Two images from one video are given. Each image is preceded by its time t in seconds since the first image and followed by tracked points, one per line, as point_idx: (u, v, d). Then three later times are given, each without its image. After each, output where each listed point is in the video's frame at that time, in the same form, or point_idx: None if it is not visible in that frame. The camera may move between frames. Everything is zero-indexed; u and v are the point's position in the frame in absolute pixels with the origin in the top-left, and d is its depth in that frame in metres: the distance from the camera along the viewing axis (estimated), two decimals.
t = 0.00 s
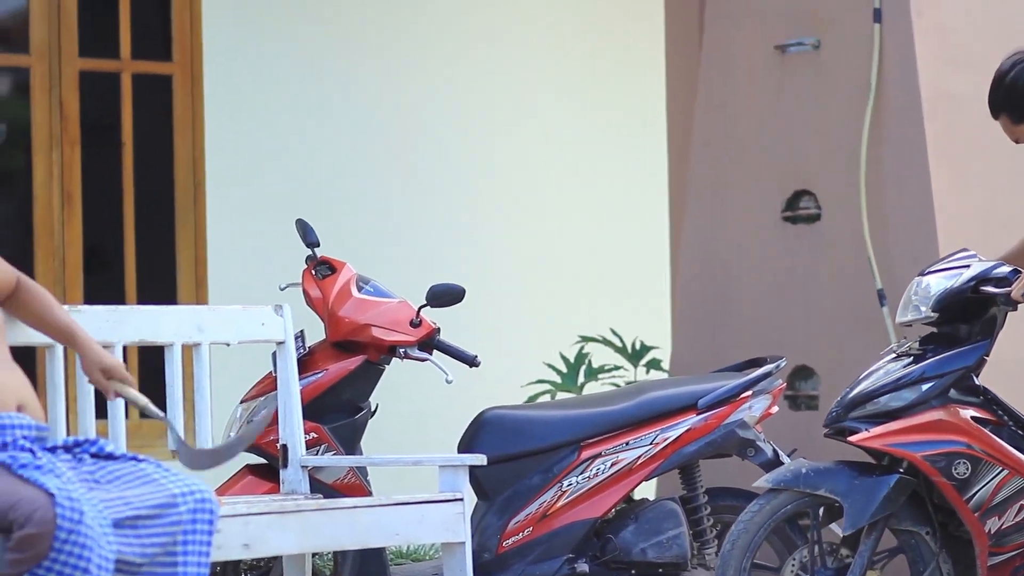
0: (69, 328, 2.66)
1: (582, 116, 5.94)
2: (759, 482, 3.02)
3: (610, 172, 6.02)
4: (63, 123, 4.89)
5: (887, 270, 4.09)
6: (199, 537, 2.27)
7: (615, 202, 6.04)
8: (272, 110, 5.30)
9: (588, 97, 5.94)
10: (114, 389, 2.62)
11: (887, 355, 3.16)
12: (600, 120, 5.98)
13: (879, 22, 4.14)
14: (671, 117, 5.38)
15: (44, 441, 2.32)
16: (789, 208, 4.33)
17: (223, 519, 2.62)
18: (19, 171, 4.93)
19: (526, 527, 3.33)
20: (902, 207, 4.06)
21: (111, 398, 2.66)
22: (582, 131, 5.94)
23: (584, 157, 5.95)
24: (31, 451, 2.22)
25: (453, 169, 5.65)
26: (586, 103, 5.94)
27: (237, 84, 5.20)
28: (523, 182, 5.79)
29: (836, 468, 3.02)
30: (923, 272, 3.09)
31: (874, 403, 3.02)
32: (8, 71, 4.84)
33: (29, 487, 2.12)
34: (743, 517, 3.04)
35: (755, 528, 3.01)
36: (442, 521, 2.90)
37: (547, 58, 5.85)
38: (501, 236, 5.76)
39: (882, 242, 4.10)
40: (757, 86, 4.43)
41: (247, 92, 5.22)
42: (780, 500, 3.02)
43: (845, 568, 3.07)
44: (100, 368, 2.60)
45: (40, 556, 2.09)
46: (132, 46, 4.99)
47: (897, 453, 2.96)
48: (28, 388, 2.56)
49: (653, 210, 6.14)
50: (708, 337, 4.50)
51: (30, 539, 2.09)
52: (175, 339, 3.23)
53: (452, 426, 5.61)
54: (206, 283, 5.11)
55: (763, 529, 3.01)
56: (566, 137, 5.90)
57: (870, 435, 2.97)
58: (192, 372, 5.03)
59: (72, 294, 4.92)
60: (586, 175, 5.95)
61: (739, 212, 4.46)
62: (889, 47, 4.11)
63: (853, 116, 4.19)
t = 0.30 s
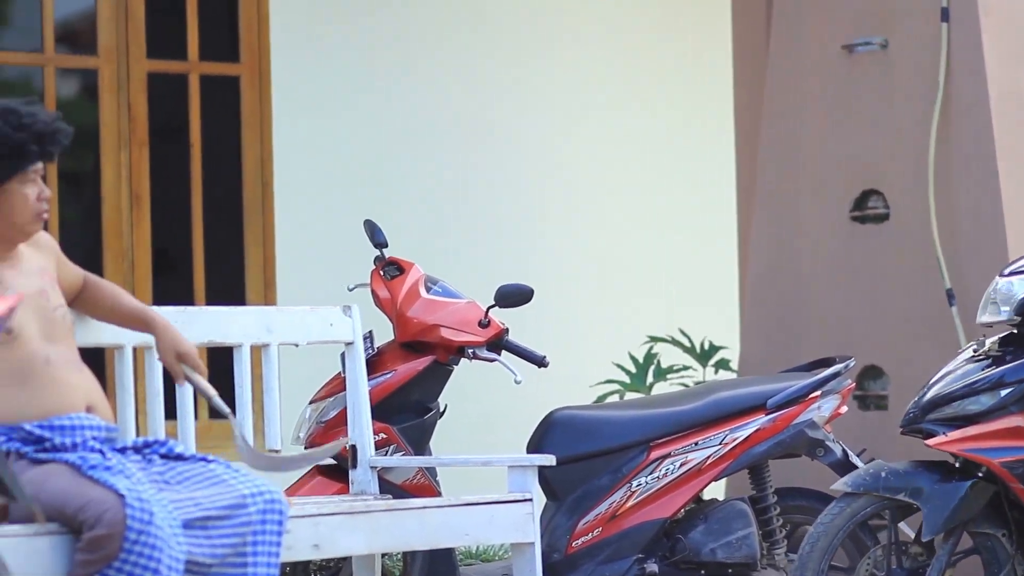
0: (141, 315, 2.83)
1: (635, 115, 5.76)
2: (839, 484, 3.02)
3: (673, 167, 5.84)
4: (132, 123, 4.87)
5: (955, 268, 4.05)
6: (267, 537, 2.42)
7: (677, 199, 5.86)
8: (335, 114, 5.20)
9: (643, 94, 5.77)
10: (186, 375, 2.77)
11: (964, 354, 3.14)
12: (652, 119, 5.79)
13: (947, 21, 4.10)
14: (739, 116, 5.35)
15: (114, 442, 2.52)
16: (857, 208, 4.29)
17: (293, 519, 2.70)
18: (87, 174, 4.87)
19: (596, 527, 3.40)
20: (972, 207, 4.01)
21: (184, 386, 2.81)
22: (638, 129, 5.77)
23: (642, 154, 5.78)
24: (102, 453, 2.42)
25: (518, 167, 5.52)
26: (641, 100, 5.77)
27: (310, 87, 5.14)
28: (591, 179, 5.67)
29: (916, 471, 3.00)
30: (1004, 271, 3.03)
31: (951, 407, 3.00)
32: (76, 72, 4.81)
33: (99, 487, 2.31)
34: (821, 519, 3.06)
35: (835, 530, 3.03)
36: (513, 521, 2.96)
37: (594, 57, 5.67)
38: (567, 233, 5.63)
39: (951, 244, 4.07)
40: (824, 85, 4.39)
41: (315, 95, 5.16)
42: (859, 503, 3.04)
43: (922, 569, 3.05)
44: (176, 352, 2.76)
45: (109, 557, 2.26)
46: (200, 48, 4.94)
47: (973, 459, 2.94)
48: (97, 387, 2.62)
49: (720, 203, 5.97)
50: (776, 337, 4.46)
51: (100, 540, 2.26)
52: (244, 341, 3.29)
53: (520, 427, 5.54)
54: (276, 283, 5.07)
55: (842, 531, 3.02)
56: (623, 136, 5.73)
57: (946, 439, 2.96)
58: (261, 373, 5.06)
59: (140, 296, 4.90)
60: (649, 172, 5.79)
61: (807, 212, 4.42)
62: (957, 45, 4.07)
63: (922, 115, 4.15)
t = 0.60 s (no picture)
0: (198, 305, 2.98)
1: (691, 115, 5.73)
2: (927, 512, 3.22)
3: (731, 168, 5.81)
4: (191, 126, 4.93)
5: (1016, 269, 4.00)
6: (326, 539, 2.58)
7: (735, 199, 5.82)
8: (390, 117, 5.22)
9: (699, 94, 5.74)
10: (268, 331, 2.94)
11: None
12: (709, 119, 5.76)
13: (1007, 20, 4.05)
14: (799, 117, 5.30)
15: (174, 443, 2.64)
16: (917, 209, 4.25)
17: (352, 522, 2.76)
18: (147, 176, 4.92)
19: (655, 528, 3.52)
20: None
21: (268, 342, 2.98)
22: (696, 130, 5.73)
23: (700, 154, 5.73)
24: (162, 455, 2.56)
25: (574, 168, 5.52)
26: (698, 101, 5.74)
27: (367, 89, 5.17)
28: (650, 179, 5.65)
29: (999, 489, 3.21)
30: None
31: (1012, 411, 3.04)
32: (135, 75, 4.87)
33: (157, 490, 2.44)
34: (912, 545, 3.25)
35: (931, 556, 3.22)
36: (571, 523, 3.03)
37: (650, 57, 5.64)
38: (625, 234, 5.62)
39: (1011, 245, 4.03)
40: (884, 86, 4.36)
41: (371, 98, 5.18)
42: (949, 527, 3.24)
43: None
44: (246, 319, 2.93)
45: (167, 559, 2.40)
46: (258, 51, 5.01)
47: None
48: (157, 392, 2.74)
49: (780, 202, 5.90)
50: (835, 339, 4.43)
51: (159, 542, 2.39)
52: (303, 342, 3.32)
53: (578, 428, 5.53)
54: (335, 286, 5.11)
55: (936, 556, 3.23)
56: (680, 136, 5.71)
57: (1007, 445, 2.99)
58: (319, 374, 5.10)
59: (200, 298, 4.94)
60: (707, 173, 5.76)
61: (866, 213, 4.38)
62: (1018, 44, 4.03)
63: (982, 114, 4.11)
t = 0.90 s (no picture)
0: (255, 333, 3.04)
1: (751, 114, 5.69)
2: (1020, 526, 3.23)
3: (791, 167, 5.77)
4: (252, 129, 4.99)
5: None
6: (387, 540, 2.60)
7: (797, 199, 5.78)
8: (450, 117, 5.23)
9: (758, 93, 5.70)
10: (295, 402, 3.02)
11: None
12: (768, 118, 5.72)
13: None
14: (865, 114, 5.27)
15: (235, 445, 2.68)
16: (979, 209, 4.24)
17: (415, 523, 2.78)
18: (208, 177, 4.98)
19: (716, 530, 3.55)
20: None
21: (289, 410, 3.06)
22: (757, 131, 5.71)
23: (760, 156, 5.71)
24: (222, 456, 2.60)
25: (634, 170, 5.50)
26: (756, 100, 5.70)
27: (425, 90, 5.18)
28: (711, 180, 5.63)
29: None
30: None
31: None
32: (197, 76, 4.92)
33: (220, 491, 2.47)
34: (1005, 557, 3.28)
35: None
36: (634, 523, 3.05)
37: (707, 57, 5.62)
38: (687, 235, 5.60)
39: None
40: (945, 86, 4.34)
41: (430, 98, 5.19)
42: None
43: None
44: (285, 380, 3.00)
45: (229, 560, 2.43)
46: (320, 53, 5.06)
47: None
48: (217, 394, 2.80)
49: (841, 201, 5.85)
50: (895, 341, 4.40)
51: (221, 543, 2.43)
52: (364, 344, 3.36)
53: (639, 430, 5.51)
54: (395, 287, 5.14)
55: None
56: (740, 136, 5.68)
57: None
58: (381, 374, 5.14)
59: (262, 299, 5.00)
60: (767, 172, 5.72)
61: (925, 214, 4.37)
62: None
63: None
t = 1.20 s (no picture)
0: (312, 319, 3.02)
1: (801, 115, 5.66)
2: None
3: (843, 167, 5.73)
4: (303, 131, 5.03)
5: None
6: (439, 542, 2.63)
7: (849, 201, 5.74)
8: (502, 118, 5.23)
9: (809, 93, 5.67)
10: (357, 377, 2.97)
11: None
12: (820, 118, 5.69)
13: None
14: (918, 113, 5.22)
15: (286, 448, 2.71)
16: None
17: (466, 526, 2.79)
18: (260, 180, 5.03)
19: (767, 532, 3.58)
20: None
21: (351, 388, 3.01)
22: (809, 132, 5.67)
23: (812, 158, 5.68)
24: (274, 459, 2.63)
25: (685, 172, 5.49)
26: (808, 100, 5.67)
27: (475, 91, 5.19)
28: (762, 182, 5.60)
29: None
30: None
31: None
32: (249, 80, 4.98)
33: (272, 495, 2.50)
34: None
35: None
36: (684, 526, 3.06)
37: (758, 57, 5.60)
38: (738, 237, 5.57)
39: None
40: (995, 87, 4.38)
41: (480, 99, 5.20)
42: None
43: None
44: (346, 356, 2.96)
45: (281, 563, 2.46)
46: (372, 56, 5.09)
47: None
48: (270, 397, 2.84)
49: (892, 202, 5.81)
50: (947, 342, 4.47)
51: (272, 546, 2.45)
52: (416, 346, 3.37)
53: (689, 433, 5.49)
54: (447, 289, 5.15)
55: None
56: (791, 137, 5.65)
57: None
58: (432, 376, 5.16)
59: (314, 301, 5.03)
60: (818, 173, 5.69)
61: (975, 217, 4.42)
62: None
63: None
